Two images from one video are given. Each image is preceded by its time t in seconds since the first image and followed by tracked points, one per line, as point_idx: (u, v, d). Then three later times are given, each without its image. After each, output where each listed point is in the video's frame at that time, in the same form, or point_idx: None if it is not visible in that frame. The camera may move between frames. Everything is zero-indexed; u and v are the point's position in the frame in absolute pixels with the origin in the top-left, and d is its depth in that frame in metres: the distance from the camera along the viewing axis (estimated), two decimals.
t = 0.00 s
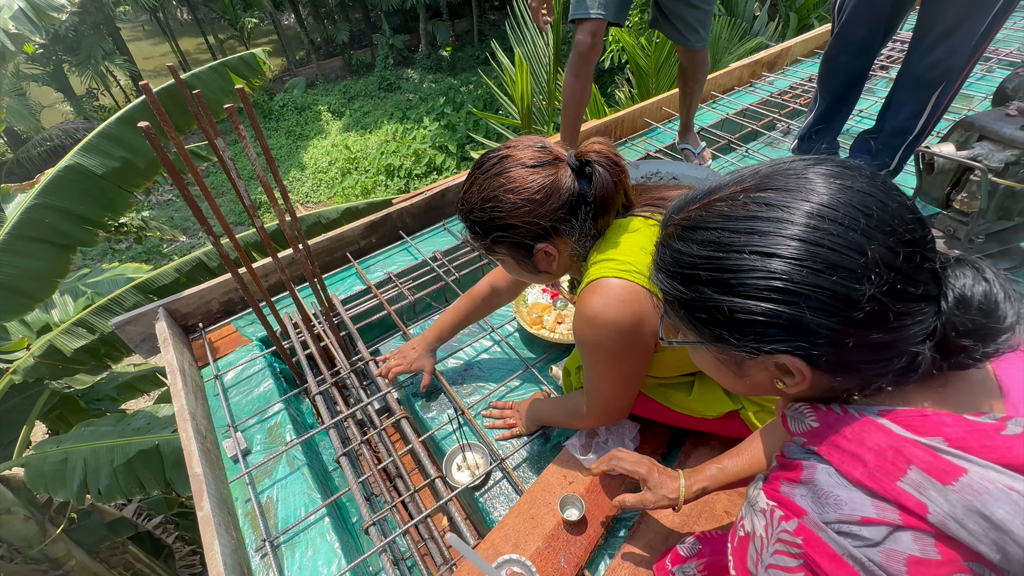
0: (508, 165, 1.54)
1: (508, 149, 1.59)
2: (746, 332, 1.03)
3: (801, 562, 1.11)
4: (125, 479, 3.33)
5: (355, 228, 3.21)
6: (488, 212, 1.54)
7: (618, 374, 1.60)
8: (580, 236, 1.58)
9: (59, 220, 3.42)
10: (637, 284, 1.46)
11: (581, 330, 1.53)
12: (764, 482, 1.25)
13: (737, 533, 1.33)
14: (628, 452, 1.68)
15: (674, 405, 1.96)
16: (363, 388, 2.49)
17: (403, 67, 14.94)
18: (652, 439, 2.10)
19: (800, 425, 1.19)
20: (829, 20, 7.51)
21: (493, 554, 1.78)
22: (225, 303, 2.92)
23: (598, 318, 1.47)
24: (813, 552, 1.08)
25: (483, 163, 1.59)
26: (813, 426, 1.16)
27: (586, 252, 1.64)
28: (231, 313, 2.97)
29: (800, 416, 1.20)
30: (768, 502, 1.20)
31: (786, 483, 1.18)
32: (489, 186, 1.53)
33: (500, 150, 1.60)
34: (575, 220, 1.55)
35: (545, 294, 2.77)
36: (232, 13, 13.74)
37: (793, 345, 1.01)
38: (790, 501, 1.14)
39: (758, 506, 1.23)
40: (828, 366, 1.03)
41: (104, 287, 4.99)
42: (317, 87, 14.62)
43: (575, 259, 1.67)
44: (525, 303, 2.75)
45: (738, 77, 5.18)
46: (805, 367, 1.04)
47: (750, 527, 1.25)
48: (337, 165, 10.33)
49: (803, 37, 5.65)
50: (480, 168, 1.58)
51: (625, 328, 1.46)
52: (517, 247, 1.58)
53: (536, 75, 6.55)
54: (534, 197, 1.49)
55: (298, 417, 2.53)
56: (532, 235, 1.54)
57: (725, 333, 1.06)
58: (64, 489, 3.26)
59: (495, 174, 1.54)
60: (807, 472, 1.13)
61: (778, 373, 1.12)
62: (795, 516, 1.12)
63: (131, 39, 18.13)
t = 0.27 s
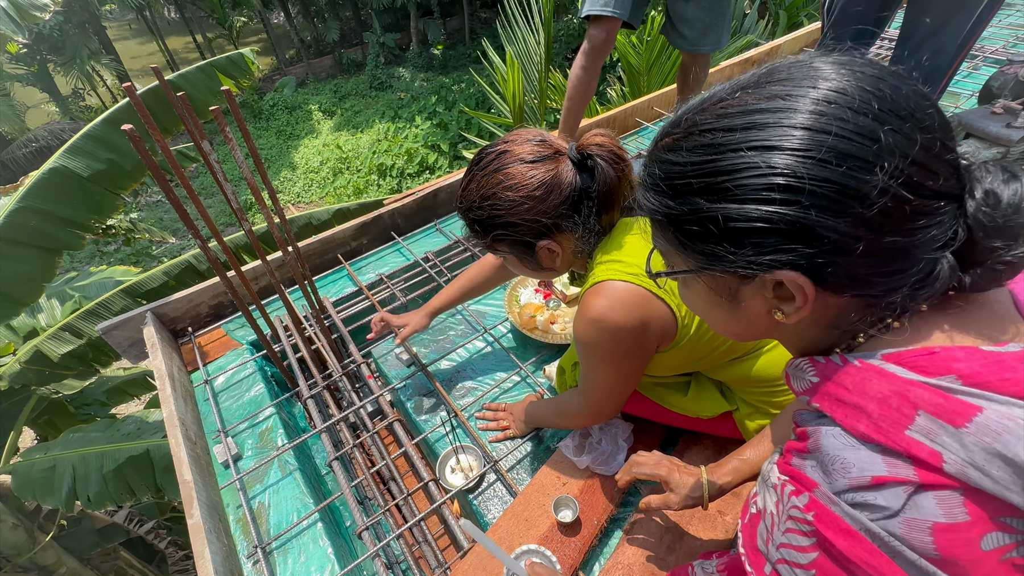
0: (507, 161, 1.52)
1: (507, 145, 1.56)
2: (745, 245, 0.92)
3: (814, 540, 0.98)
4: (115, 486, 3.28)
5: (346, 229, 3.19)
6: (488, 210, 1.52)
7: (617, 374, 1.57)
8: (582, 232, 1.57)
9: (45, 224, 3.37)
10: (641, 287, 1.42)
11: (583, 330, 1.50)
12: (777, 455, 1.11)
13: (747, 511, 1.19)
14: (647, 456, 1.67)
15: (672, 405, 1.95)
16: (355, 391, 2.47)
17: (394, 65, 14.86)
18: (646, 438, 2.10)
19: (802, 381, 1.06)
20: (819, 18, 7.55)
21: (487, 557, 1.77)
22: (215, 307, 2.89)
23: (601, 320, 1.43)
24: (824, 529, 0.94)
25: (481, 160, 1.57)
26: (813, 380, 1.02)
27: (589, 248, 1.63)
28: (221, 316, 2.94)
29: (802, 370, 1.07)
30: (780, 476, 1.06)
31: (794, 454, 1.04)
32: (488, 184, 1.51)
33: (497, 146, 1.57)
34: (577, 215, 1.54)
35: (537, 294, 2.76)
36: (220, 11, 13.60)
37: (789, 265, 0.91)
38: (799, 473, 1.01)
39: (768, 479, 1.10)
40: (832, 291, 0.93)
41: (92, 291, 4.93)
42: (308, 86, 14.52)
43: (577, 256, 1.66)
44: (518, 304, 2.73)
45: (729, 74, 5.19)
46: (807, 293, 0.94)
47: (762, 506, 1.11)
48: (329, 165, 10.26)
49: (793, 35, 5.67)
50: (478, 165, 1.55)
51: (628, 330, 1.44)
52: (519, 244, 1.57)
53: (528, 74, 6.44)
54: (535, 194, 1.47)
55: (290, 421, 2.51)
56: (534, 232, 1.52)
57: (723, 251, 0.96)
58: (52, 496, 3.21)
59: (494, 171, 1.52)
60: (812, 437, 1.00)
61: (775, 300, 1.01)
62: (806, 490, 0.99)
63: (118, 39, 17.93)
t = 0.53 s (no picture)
0: (483, 174, 1.55)
1: (488, 152, 1.56)
2: (817, 26, 0.63)
3: (915, 459, 0.68)
4: (104, 493, 3.23)
5: (337, 229, 3.16)
6: (475, 217, 1.64)
7: (617, 373, 1.55)
8: (564, 237, 1.60)
9: (27, 227, 3.30)
10: (647, 292, 1.37)
11: (585, 332, 1.46)
12: (857, 362, 0.82)
13: (807, 434, 0.91)
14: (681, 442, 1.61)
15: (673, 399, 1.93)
16: (349, 392, 2.45)
17: (383, 65, 14.78)
18: (642, 434, 2.10)
19: (890, 255, 0.77)
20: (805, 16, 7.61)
21: (485, 556, 1.76)
22: (204, 309, 2.85)
23: (605, 323, 1.40)
24: (935, 438, 0.64)
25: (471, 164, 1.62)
26: (912, 246, 0.73)
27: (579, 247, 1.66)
28: (210, 319, 2.91)
29: (890, 240, 0.77)
30: (861, 382, 0.77)
31: (884, 350, 0.74)
32: (472, 193, 1.60)
33: (483, 150, 1.59)
34: (554, 225, 1.56)
35: (531, 292, 2.76)
36: (205, 11, 13.45)
37: (886, 48, 0.60)
38: (896, 372, 0.71)
39: (845, 393, 0.80)
40: (947, 94, 0.61)
41: (78, 295, 4.85)
42: (296, 86, 14.40)
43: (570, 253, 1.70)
44: (511, 302, 2.72)
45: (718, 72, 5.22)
46: (908, 103, 0.63)
47: (830, 422, 0.83)
48: (318, 165, 10.19)
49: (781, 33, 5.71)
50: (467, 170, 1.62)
51: (630, 334, 1.41)
52: (510, 243, 1.69)
53: (518, 73, 6.45)
54: (506, 206, 1.51)
55: (282, 424, 2.48)
56: (517, 237, 1.62)
57: (783, 46, 0.66)
58: (40, 505, 3.16)
59: (474, 182, 1.58)
60: (915, 318, 0.69)
61: (848, 132, 0.70)
62: (904, 391, 0.69)
63: (101, 39, 17.67)
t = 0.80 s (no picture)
0: (479, 162, 1.55)
1: (487, 140, 1.56)
2: None
3: None
4: (95, 501, 3.16)
5: (330, 230, 3.14)
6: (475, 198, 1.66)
7: (616, 363, 1.54)
8: (556, 227, 1.60)
9: (10, 232, 3.22)
10: (648, 278, 1.37)
11: (585, 319, 1.46)
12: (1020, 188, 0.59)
13: (949, 313, 0.63)
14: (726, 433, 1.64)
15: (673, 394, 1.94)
16: (346, 394, 2.43)
17: (371, 66, 14.70)
18: (642, 431, 2.11)
19: None
20: (791, 15, 7.69)
21: (489, 556, 1.75)
22: (197, 313, 2.82)
23: (605, 309, 1.39)
24: None
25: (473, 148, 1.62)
26: None
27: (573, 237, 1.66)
28: (203, 323, 2.87)
29: None
30: None
31: None
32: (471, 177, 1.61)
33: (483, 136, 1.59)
34: (545, 217, 1.56)
35: (528, 291, 2.75)
36: (189, 12, 13.28)
37: None
38: None
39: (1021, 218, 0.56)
40: None
41: (63, 301, 4.77)
42: (283, 87, 14.28)
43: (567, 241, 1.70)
44: (508, 301, 2.72)
45: (707, 71, 5.25)
46: None
47: (1007, 269, 0.57)
48: (307, 167, 10.11)
49: (768, 32, 5.77)
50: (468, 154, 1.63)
51: (630, 322, 1.40)
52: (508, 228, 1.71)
53: (508, 72, 6.47)
54: (499, 195, 1.52)
55: (279, 427, 2.46)
56: (512, 224, 1.64)
57: None
58: (28, 516, 3.09)
59: (473, 167, 1.59)
60: None
61: None
62: None
63: (81, 41, 17.39)
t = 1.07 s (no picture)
0: (490, 151, 1.52)
1: (496, 130, 1.53)
2: None
3: None
4: (84, 514, 3.07)
5: (325, 232, 3.09)
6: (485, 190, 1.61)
7: (624, 356, 1.52)
8: (568, 216, 1.57)
9: None
10: (658, 269, 1.36)
11: (593, 310, 1.44)
12: None
13: None
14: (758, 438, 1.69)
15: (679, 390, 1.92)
16: (344, 398, 2.39)
17: (360, 67, 14.61)
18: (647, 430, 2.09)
19: None
20: (778, 15, 7.75)
21: (495, 561, 1.72)
22: (189, 318, 2.76)
23: (614, 299, 1.37)
24: None
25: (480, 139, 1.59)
26: None
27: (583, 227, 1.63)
28: (196, 328, 2.82)
29: None
30: None
31: None
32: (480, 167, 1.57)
33: (493, 126, 1.56)
34: (557, 204, 1.52)
35: (527, 292, 2.73)
36: (174, 14, 13.11)
37: None
38: None
39: None
40: None
41: (48, 309, 4.67)
42: (270, 90, 14.15)
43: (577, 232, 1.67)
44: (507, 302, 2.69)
45: (698, 70, 5.28)
46: None
47: None
48: (296, 170, 10.02)
49: (757, 32, 5.81)
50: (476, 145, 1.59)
51: (640, 313, 1.38)
52: (518, 220, 1.66)
53: (499, 74, 6.46)
54: (511, 181, 1.48)
55: (276, 433, 2.41)
56: (523, 214, 1.59)
57: None
58: (14, 530, 3.00)
59: (484, 156, 1.55)
60: None
61: None
62: None
63: (63, 44, 17.13)
